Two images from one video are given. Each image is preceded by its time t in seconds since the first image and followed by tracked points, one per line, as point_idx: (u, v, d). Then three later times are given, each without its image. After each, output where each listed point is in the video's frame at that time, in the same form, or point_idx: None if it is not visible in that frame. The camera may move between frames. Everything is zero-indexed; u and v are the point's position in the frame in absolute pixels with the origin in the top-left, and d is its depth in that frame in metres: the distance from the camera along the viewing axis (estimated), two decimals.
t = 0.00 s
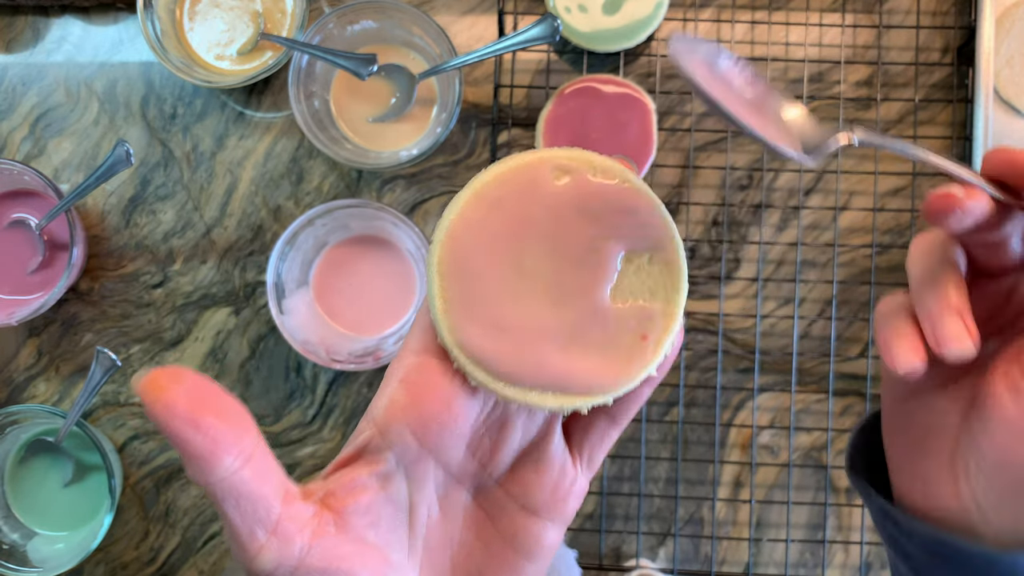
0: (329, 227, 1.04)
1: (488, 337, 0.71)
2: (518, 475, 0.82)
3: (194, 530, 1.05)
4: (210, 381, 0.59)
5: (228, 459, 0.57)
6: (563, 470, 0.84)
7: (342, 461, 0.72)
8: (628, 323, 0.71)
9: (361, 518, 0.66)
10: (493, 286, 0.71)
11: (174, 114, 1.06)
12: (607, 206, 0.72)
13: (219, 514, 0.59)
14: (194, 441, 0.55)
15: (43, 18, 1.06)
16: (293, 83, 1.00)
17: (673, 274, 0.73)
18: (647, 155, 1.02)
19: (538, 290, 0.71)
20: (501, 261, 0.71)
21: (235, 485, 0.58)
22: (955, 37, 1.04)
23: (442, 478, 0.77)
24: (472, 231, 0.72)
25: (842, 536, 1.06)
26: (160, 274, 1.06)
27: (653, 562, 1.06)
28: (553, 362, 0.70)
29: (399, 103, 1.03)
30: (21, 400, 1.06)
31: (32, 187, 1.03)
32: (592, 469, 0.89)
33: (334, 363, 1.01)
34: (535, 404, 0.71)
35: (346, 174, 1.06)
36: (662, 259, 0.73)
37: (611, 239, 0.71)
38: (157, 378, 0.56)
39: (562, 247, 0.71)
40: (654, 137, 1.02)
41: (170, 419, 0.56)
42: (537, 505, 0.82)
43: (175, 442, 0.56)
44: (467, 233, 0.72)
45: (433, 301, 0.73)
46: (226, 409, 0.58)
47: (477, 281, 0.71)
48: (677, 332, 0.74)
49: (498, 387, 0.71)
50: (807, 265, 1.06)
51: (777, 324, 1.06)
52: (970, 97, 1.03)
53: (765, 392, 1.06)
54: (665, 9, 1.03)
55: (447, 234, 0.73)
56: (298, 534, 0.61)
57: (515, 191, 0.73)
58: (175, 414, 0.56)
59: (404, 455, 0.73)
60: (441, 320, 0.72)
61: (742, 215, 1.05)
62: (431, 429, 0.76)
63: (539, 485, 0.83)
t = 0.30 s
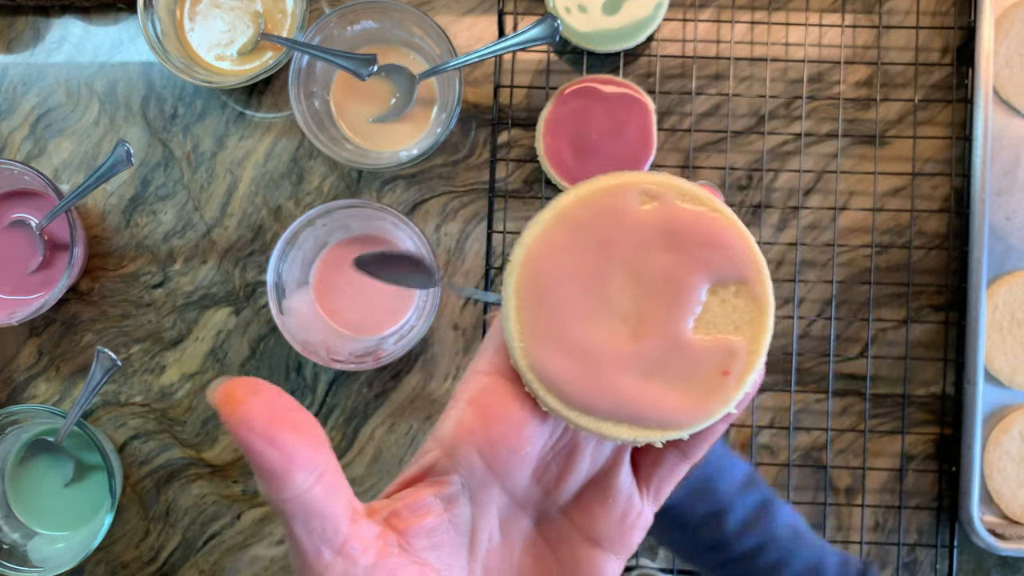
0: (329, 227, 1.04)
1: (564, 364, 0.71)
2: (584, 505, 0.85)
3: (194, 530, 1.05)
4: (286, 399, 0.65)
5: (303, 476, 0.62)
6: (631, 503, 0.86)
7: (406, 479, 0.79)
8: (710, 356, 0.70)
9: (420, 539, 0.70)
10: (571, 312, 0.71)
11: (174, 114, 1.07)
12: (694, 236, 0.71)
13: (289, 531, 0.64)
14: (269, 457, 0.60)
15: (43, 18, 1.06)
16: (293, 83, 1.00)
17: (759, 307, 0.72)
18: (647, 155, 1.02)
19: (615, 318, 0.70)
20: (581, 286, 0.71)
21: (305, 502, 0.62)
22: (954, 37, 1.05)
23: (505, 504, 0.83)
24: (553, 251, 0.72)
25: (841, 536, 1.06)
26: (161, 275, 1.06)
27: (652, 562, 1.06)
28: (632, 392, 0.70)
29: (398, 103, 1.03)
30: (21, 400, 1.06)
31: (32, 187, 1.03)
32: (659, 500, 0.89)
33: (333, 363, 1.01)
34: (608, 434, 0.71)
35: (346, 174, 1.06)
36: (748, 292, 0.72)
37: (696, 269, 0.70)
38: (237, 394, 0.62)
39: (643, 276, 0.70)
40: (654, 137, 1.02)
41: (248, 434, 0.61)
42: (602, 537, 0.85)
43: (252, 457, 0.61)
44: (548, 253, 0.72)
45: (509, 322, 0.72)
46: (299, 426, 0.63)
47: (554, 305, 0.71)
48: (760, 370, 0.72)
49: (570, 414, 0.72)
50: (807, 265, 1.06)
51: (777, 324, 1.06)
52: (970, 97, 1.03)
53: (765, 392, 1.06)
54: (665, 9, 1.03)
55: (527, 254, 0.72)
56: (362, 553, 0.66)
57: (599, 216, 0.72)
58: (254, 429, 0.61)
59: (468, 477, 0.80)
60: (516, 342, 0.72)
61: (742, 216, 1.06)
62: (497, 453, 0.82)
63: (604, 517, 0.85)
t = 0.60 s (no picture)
0: (329, 227, 1.04)
1: (571, 378, 0.71)
2: (588, 516, 0.84)
3: (194, 530, 1.05)
4: (293, 410, 0.62)
5: (310, 491, 0.60)
6: (635, 515, 0.85)
7: (410, 491, 0.76)
8: (718, 371, 0.70)
9: (425, 550, 0.69)
10: (578, 325, 0.70)
11: (174, 114, 1.07)
12: (704, 250, 0.71)
13: (291, 543, 0.62)
14: (278, 473, 0.58)
15: (44, 19, 1.06)
16: (293, 83, 1.00)
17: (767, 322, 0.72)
18: (647, 155, 1.02)
19: (622, 331, 0.70)
20: (590, 299, 0.71)
21: (311, 517, 0.60)
22: (954, 37, 1.05)
23: (509, 514, 0.81)
24: (562, 264, 0.72)
25: (841, 536, 1.06)
26: (161, 275, 1.06)
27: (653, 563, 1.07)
28: (638, 406, 0.70)
29: (399, 103, 1.03)
30: (21, 400, 1.06)
31: (32, 187, 1.03)
32: (662, 511, 0.89)
33: (333, 363, 1.02)
34: (614, 448, 0.71)
35: (346, 175, 1.06)
36: (756, 307, 0.72)
37: (704, 284, 0.70)
38: (244, 408, 0.59)
39: (652, 290, 0.70)
40: (654, 137, 1.02)
41: (255, 449, 0.58)
42: (604, 548, 0.84)
43: (257, 471, 0.59)
44: (556, 266, 0.72)
45: (516, 334, 0.72)
46: (307, 440, 0.60)
47: (562, 318, 0.71)
48: (767, 386, 0.72)
49: (577, 428, 0.72)
50: (807, 265, 1.06)
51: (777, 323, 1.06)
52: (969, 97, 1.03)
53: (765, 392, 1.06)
54: (664, 10, 1.03)
55: (535, 267, 0.73)
56: (366, 566, 0.64)
57: (608, 229, 0.72)
58: (261, 444, 0.58)
59: (473, 490, 0.77)
60: (523, 354, 0.72)
61: (742, 215, 1.06)
62: (504, 465, 0.79)
63: (609, 530, 0.84)
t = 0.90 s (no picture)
0: (329, 227, 1.04)
1: (557, 378, 0.71)
2: (577, 515, 0.84)
3: (194, 530, 1.05)
4: (278, 414, 0.62)
5: (295, 494, 0.60)
6: (625, 514, 0.85)
7: (399, 492, 0.76)
8: (704, 370, 0.71)
9: (414, 552, 0.69)
10: (564, 324, 0.71)
11: (174, 114, 1.07)
12: (688, 249, 0.72)
13: (278, 547, 0.62)
14: (262, 477, 0.58)
15: (44, 19, 1.06)
16: (293, 83, 1.00)
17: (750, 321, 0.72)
18: (647, 155, 1.02)
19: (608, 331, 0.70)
20: (575, 299, 0.71)
21: (297, 519, 0.61)
22: (954, 37, 1.05)
23: (498, 514, 0.80)
24: (547, 264, 0.72)
25: (841, 536, 1.06)
26: (161, 275, 1.06)
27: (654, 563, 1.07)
28: (624, 406, 0.70)
29: (398, 103, 1.03)
30: (21, 400, 1.06)
31: (32, 187, 1.03)
32: (651, 510, 0.89)
33: (335, 363, 0.99)
34: (601, 447, 0.72)
35: (346, 175, 1.06)
36: (741, 306, 0.72)
37: (689, 283, 0.71)
38: (229, 412, 0.59)
39: (637, 290, 0.71)
40: (654, 137, 1.02)
41: (240, 453, 0.58)
42: (595, 548, 0.83)
43: (242, 475, 0.59)
44: (541, 266, 0.72)
45: (503, 335, 0.72)
46: (293, 444, 0.61)
47: (547, 318, 0.71)
48: (752, 384, 0.73)
49: (563, 427, 0.72)
50: (807, 265, 1.06)
51: (777, 323, 1.06)
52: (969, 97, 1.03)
53: (765, 392, 1.06)
54: (665, 10, 1.03)
55: (520, 267, 0.73)
56: (354, 567, 0.65)
57: (593, 228, 0.72)
58: (245, 449, 0.58)
59: (460, 491, 0.77)
60: (510, 355, 0.72)
61: (742, 215, 1.06)
62: (491, 466, 0.79)
63: (598, 529, 0.84)
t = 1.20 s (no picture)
0: (329, 227, 1.04)
1: (503, 369, 0.67)
2: (532, 507, 0.81)
3: (195, 529, 1.05)
4: (223, 418, 0.63)
5: (239, 496, 0.60)
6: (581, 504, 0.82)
7: (353, 492, 0.76)
8: (651, 354, 0.67)
9: (369, 550, 0.70)
10: (506, 314, 0.67)
11: (174, 114, 1.07)
12: (629, 234, 0.67)
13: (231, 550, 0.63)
14: (203, 480, 0.59)
15: (44, 19, 1.06)
16: (293, 83, 1.00)
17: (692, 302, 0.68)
18: (648, 155, 1.02)
19: (552, 319, 0.66)
20: (517, 290, 0.67)
21: (244, 521, 0.61)
22: (954, 37, 1.05)
23: (454, 509, 0.79)
24: (489, 255, 0.68)
25: (841, 535, 1.06)
26: (161, 275, 1.06)
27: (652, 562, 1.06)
28: (570, 395, 0.66)
29: (399, 103, 1.03)
30: (21, 400, 1.06)
31: (33, 187, 1.03)
32: (610, 499, 0.85)
33: (333, 363, 1.00)
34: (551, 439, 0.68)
35: (346, 175, 1.06)
36: (687, 289, 0.68)
37: (631, 268, 0.67)
38: (168, 418, 0.60)
39: (579, 277, 0.66)
40: (654, 137, 1.02)
41: (180, 459, 0.59)
42: (552, 539, 0.81)
43: (186, 479, 0.60)
44: (483, 257, 0.68)
45: (445, 330, 0.69)
46: (236, 447, 0.61)
47: (490, 308, 0.67)
48: (702, 367, 0.69)
49: (512, 421, 0.68)
50: (807, 265, 1.06)
51: (776, 323, 1.06)
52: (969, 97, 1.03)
53: (765, 392, 1.06)
54: (664, 9, 1.03)
55: (460, 260, 0.69)
56: (307, 567, 0.65)
57: (534, 217, 0.68)
58: (186, 453, 0.59)
59: (414, 488, 0.76)
60: (454, 350, 0.68)
61: (741, 216, 1.06)
62: (442, 461, 0.77)
63: (555, 520, 0.81)
